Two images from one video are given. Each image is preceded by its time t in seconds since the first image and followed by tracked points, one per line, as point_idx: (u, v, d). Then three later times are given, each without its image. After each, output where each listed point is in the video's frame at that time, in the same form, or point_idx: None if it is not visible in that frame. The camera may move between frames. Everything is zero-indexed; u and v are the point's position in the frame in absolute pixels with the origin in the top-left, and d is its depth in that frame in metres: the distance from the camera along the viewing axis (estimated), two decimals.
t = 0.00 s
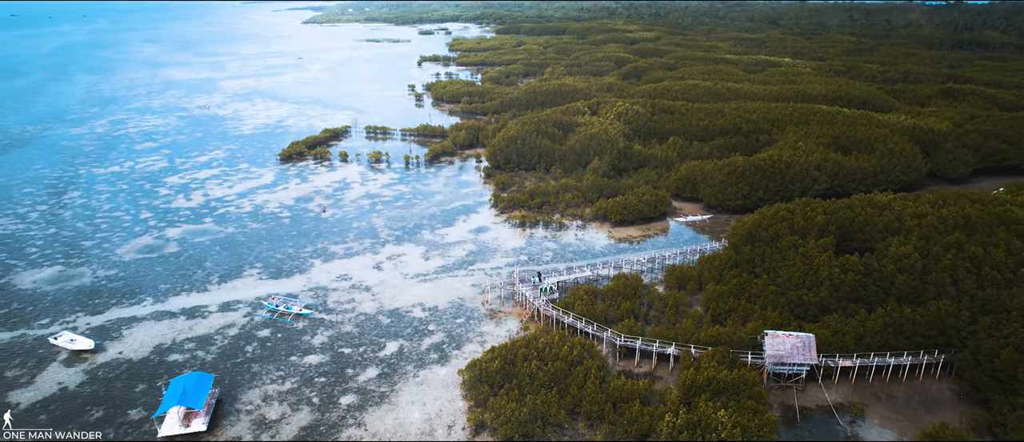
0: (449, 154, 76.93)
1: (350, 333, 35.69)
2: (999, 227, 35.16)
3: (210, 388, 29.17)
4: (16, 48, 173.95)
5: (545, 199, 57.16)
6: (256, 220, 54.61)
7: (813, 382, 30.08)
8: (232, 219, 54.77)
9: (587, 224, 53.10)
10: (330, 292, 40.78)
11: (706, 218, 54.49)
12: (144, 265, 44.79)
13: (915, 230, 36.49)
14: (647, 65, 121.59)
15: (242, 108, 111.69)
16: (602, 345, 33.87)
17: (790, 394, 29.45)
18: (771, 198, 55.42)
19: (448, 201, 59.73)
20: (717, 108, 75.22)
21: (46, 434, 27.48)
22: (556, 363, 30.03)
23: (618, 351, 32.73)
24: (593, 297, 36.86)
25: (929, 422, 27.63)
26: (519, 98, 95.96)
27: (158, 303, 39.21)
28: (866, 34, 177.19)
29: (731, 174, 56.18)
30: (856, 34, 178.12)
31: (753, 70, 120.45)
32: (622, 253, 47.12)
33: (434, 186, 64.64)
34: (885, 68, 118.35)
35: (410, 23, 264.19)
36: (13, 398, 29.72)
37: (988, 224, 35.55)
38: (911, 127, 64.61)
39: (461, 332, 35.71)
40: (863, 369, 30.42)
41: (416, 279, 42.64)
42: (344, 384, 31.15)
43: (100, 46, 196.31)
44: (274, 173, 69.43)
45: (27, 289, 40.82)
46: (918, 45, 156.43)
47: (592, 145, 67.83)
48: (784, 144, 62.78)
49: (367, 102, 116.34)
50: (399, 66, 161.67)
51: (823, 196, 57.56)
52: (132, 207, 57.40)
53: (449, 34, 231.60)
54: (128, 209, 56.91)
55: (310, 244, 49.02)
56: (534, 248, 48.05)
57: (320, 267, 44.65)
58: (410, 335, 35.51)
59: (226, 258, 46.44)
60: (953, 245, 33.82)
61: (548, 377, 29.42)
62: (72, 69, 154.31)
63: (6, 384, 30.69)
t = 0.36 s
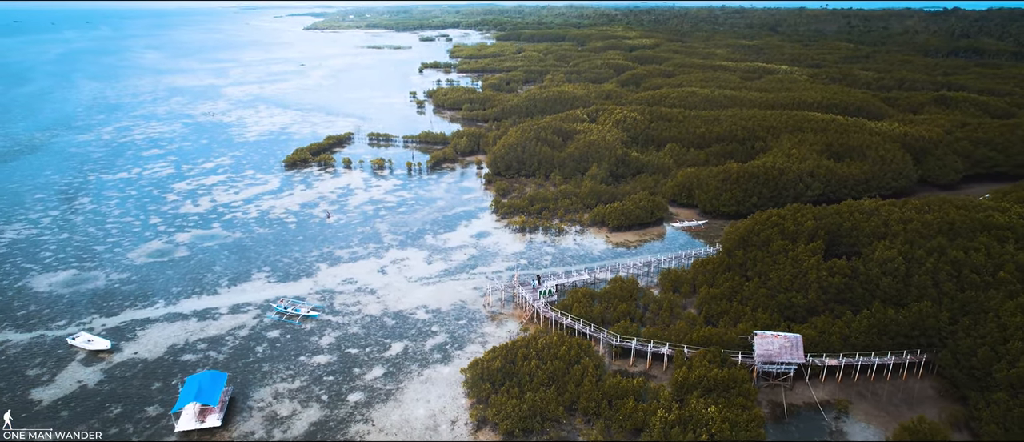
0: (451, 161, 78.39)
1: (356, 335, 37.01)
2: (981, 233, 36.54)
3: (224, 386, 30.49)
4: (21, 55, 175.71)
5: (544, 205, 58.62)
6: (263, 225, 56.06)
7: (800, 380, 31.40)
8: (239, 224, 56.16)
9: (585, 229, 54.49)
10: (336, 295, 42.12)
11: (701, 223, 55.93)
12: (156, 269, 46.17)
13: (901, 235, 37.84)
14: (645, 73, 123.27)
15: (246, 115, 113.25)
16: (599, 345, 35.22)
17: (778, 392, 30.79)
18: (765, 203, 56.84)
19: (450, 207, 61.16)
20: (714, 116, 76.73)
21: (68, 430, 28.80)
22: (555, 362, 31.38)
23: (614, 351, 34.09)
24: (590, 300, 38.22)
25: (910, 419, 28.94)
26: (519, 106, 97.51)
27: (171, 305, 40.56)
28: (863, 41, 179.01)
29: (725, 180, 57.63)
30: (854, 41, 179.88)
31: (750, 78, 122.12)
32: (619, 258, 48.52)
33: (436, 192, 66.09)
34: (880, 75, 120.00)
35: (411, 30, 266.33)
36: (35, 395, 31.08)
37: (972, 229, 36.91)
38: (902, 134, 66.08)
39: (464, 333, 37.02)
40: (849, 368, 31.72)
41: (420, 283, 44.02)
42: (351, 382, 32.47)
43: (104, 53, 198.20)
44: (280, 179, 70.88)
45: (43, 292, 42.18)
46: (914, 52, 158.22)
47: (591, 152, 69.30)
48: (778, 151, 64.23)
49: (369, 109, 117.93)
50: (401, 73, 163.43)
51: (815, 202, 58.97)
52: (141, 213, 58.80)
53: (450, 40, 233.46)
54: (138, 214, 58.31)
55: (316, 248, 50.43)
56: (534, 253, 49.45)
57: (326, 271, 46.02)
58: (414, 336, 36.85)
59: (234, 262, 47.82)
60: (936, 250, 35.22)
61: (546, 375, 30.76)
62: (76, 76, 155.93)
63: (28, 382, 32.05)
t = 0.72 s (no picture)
0: (452, 167, 79.72)
1: (362, 336, 38.24)
2: (966, 237, 37.80)
3: (236, 384, 31.70)
4: (26, 61, 177.44)
5: (544, 210, 59.94)
6: (269, 229, 57.36)
7: (790, 379, 32.63)
8: (246, 229, 57.46)
9: (584, 234, 55.79)
10: (341, 297, 43.36)
11: (696, 228, 57.28)
12: (166, 272, 47.45)
13: (888, 239, 39.09)
14: (644, 80, 124.85)
15: (250, 121, 114.70)
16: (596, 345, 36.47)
17: (768, 390, 32.02)
18: (759, 209, 58.15)
19: (451, 212, 62.49)
20: (711, 122, 78.13)
21: (86, 426, 30.01)
22: (554, 362, 32.61)
23: (610, 351, 35.36)
24: (588, 302, 39.45)
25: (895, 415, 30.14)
26: (520, 112, 98.95)
27: (181, 307, 41.82)
28: (861, 47, 180.70)
29: (721, 186, 58.99)
30: (851, 47, 181.69)
31: (748, 84, 123.69)
32: (617, 261, 49.84)
33: (438, 197, 67.45)
34: (876, 81, 121.55)
35: (412, 36, 268.11)
36: (54, 393, 32.32)
37: (956, 233, 38.19)
38: (895, 141, 67.45)
39: (466, 334, 38.28)
40: (837, 367, 32.94)
41: (423, 285, 45.32)
42: (357, 381, 33.70)
43: (108, 59, 199.85)
44: (284, 185, 72.24)
45: (57, 294, 43.42)
46: (911, 58, 159.87)
47: (590, 158, 70.68)
48: (772, 158, 65.60)
49: (371, 115, 119.40)
50: (402, 79, 165.04)
51: (809, 207, 60.29)
52: (150, 218, 60.09)
53: (450, 46, 235.18)
54: (146, 219, 59.62)
55: (321, 252, 51.73)
56: (534, 256, 50.73)
57: (332, 274, 47.30)
58: (417, 337, 38.09)
59: (242, 266, 49.12)
60: (921, 253, 36.51)
61: (546, 373, 31.98)
62: (81, 82, 157.53)
63: (46, 381, 33.28)
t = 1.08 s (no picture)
0: (453, 173, 81.05)
1: (367, 337, 39.47)
2: (952, 241, 39.11)
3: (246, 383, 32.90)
4: (31, 67, 179.09)
5: (543, 215, 61.24)
6: (275, 234, 58.66)
7: (780, 377, 33.85)
8: (252, 234, 58.77)
9: (582, 238, 57.07)
10: (347, 300, 44.62)
11: (693, 232, 58.58)
12: (175, 276, 48.73)
13: (877, 242, 40.34)
14: (643, 86, 126.37)
15: (253, 127, 116.13)
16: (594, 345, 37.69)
17: (760, 388, 33.24)
18: (754, 214, 59.42)
19: (453, 217, 63.81)
20: (708, 129, 79.49)
21: (103, 422, 31.24)
22: (553, 361, 33.84)
23: (608, 351, 36.60)
24: (586, 304, 40.67)
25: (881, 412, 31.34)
26: (520, 119, 100.37)
27: (191, 310, 43.08)
28: (859, 53, 182.28)
29: (717, 192, 60.35)
30: (849, 54, 183.30)
31: (745, 91, 125.20)
32: (615, 265, 51.13)
33: (440, 203, 68.79)
34: (873, 88, 122.99)
35: (413, 42, 270.09)
36: (71, 391, 33.56)
37: (943, 237, 39.48)
38: (887, 148, 68.84)
39: (468, 335, 39.53)
40: (826, 366, 34.14)
41: (426, 288, 46.59)
42: (363, 380, 34.92)
43: (112, 66, 201.56)
44: (289, 190, 73.59)
45: (71, 297, 44.67)
46: (908, 65, 161.39)
47: (589, 164, 72.04)
48: (768, 164, 66.92)
49: (374, 122, 120.88)
50: (404, 85, 166.65)
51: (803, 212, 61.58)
52: (158, 223, 61.41)
53: (450, 52, 236.95)
54: (155, 224, 60.93)
55: (326, 256, 53.01)
56: (534, 260, 52.01)
57: (337, 278, 48.58)
58: (421, 338, 39.33)
59: (249, 269, 50.41)
60: (908, 257, 37.78)
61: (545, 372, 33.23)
62: (86, 89, 159.10)
63: (64, 379, 34.54)
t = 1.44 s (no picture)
0: (455, 178, 82.36)
1: (372, 338, 40.72)
2: (939, 245, 40.40)
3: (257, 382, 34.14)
4: (36, 73, 180.73)
5: (543, 219, 62.55)
6: (281, 238, 59.99)
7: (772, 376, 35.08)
8: (258, 238, 60.08)
9: (581, 242, 58.35)
10: (352, 302, 45.91)
11: (689, 237, 59.86)
12: (184, 279, 50.02)
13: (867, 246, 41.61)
14: (642, 93, 127.82)
15: (257, 133, 117.53)
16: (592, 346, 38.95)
17: (752, 387, 34.48)
18: (750, 218, 60.70)
19: (455, 222, 65.09)
20: (705, 135, 80.85)
21: (119, 419, 32.49)
22: (552, 361, 35.10)
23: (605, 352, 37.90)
24: (584, 306, 41.92)
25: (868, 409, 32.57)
26: (520, 125, 101.78)
27: (201, 312, 44.37)
28: (856, 59, 183.80)
29: (713, 197, 61.72)
30: (847, 60, 184.90)
31: (743, 97, 126.65)
32: (613, 269, 52.43)
33: (442, 208, 70.12)
34: (869, 94, 124.43)
35: (414, 48, 271.98)
36: (88, 389, 34.82)
37: (929, 241, 40.77)
38: (881, 154, 70.20)
39: (470, 336, 40.78)
40: (817, 366, 35.38)
41: (429, 291, 47.87)
42: (369, 379, 36.17)
43: (115, 71, 203.22)
44: (293, 195, 74.92)
45: (83, 299, 45.95)
46: (905, 71, 162.91)
47: (588, 170, 73.39)
48: (763, 170, 68.28)
49: (376, 127, 122.32)
50: (405, 91, 168.17)
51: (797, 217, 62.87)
52: (166, 227, 62.74)
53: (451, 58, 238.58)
54: (163, 229, 62.26)
55: (331, 260, 54.32)
56: (534, 264, 53.28)
57: (342, 281, 49.87)
58: (425, 338, 40.58)
59: (256, 273, 51.72)
60: (896, 260, 39.07)
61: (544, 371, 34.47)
62: (90, 95, 160.72)
63: (80, 378, 35.79)
